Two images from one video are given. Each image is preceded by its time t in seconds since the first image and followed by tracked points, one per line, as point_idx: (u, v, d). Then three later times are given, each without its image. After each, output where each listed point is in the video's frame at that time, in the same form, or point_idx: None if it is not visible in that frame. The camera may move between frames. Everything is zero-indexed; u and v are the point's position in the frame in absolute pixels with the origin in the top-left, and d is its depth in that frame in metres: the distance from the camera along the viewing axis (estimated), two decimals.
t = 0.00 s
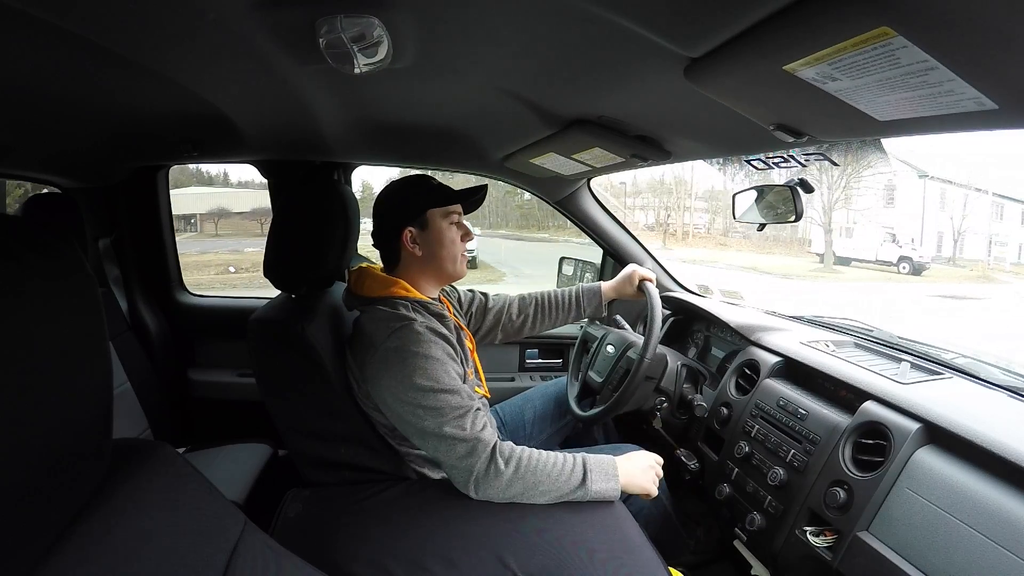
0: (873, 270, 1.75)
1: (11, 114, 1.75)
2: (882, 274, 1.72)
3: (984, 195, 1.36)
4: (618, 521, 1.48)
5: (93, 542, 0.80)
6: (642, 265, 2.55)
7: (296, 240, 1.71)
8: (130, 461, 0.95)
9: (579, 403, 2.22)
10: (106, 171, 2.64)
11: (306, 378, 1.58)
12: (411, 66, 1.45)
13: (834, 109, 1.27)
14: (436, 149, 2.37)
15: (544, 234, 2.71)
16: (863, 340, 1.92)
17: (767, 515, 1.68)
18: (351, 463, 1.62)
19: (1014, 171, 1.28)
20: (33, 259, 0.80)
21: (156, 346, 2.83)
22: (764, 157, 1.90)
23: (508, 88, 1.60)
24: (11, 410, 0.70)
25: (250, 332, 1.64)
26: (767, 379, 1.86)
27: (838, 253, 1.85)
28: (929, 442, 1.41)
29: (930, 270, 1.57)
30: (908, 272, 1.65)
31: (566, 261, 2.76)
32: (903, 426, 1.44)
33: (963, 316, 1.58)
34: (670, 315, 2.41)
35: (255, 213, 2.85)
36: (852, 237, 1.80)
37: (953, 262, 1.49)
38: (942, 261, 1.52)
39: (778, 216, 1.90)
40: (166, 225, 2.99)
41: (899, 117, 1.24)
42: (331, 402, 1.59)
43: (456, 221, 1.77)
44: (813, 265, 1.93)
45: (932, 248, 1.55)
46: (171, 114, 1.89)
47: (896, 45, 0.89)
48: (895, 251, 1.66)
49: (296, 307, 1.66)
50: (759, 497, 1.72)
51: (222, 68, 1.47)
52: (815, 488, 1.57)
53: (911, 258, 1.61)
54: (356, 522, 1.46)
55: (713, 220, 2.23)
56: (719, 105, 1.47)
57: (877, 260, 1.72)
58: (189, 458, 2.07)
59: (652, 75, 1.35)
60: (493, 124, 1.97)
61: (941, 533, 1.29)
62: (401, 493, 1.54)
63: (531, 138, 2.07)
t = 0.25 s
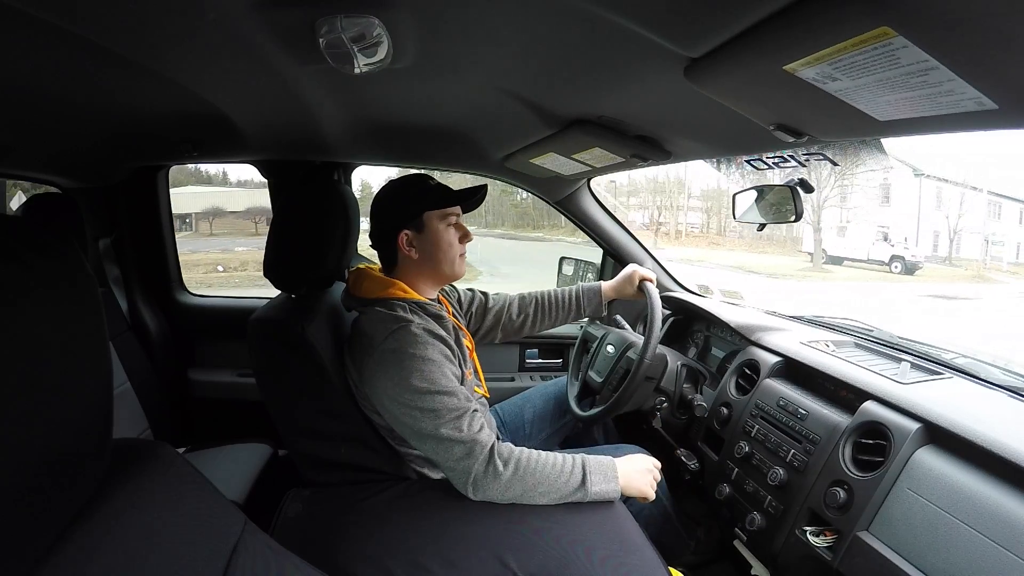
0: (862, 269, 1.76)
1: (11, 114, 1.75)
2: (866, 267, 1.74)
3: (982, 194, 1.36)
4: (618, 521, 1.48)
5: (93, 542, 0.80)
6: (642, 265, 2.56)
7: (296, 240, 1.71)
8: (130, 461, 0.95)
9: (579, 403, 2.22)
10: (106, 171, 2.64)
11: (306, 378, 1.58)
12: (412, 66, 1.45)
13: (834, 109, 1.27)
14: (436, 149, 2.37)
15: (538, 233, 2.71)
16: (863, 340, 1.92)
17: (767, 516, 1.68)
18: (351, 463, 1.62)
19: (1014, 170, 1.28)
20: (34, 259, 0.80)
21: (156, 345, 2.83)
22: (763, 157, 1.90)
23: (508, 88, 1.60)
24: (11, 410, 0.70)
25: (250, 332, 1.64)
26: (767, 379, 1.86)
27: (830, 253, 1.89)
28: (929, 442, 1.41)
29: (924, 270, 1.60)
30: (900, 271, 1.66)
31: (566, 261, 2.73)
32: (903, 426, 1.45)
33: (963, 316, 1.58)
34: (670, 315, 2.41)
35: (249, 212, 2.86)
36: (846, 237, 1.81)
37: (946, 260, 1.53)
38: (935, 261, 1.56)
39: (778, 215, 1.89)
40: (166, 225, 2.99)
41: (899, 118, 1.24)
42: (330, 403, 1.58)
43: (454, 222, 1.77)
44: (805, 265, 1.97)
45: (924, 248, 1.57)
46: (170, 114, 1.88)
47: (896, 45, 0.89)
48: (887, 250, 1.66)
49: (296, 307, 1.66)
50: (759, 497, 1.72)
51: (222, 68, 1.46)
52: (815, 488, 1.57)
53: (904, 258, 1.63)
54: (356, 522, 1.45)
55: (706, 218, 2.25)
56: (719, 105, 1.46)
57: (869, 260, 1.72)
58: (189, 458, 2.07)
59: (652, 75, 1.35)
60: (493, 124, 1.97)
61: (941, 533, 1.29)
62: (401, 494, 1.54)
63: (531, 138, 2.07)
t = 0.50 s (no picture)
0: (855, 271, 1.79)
1: (11, 114, 1.75)
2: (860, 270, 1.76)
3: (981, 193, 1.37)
4: (618, 522, 1.48)
5: (94, 542, 0.80)
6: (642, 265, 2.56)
7: (296, 240, 1.71)
8: (131, 461, 0.95)
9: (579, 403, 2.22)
10: (106, 171, 2.64)
11: (306, 378, 1.58)
12: (412, 66, 1.45)
13: (834, 109, 1.27)
14: (437, 149, 2.37)
15: (531, 234, 2.71)
16: (863, 340, 1.92)
17: (767, 515, 1.68)
18: (352, 463, 1.62)
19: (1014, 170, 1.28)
20: (34, 259, 0.80)
21: (156, 345, 2.83)
22: (763, 158, 1.90)
23: (508, 88, 1.60)
24: (11, 410, 0.70)
25: (250, 332, 1.64)
26: (767, 379, 1.86)
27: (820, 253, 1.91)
28: (929, 442, 1.41)
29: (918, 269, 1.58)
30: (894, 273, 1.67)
31: (566, 260, 2.74)
32: (903, 426, 1.44)
33: (964, 316, 1.58)
34: (670, 315, 2.41)
35: (244, 213, 2.84)
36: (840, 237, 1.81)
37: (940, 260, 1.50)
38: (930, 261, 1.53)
39: (777, 215, 1.91)
40: (166, 225, 2.99)
41: (899, 117, 1.24)
42: (330, 403, 1.58)
43: (454, 223, 1.77)
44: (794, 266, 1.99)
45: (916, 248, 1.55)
46: (171, 114, 1.89)
47: (896, 45, 0.89)
48: (878, 250, 1.68)
49: (296, 307, 1.66)
50: (759, 497, 1.72)
51: (223, 68, 1.47)
52: (815, 488, 1.57)
53: (894, 258, 1.63)
54: (356, 522, 1.45)
55: (702, 218, 2.24)
56: (719, 105, 1.47)
57: (858, 260, 1.76)
58: (190, 458, 2.07)
59: (652, 75, 1.35)
60: (493, 125, 1.97)
61: (941, 533, 1.29)
62: (402, 493, 1.54)
63: (531, 138, 2.07)
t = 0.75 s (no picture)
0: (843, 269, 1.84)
1: (11, 114, 1.75)
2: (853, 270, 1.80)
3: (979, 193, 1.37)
4: (618, 522, 1.48)
5: (94, 542, 0.81)
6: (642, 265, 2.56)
7: (296, 240, 1.71)
8: (131, 462, 0.95)
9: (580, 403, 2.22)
10: (106, 171, 2.64)
11: (306, 378, 1.58)
12: (412, 66, 1.45)
13: (834, 109, 1.27)
14: (437, 149, 2.37)
15: (525, 233, 2.70)
16: (863, 340, 1.92)
17: (767, 515, 1.68)
18: (352, 463, 1.62)
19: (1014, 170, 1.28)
20: (35, 260, 0.80)
21: (156, 345, 2.83)
22: (763, 158, 1.90)
23: (508, 88, 1.60)
24: (11, 410, 0.70)
25: (250, 332, 1.64)
26: (767, 379, 1.86)
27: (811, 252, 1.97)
28: (929, 442, 1.41)
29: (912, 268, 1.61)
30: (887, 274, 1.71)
31: (566, 261, 2.76)
32: (903, 426, 1.45)
33: (964, 316, 1.58)
34: (670, 315, 2.41)
35: (239, 213, 2.82)
36: (834, 237, 1.85)
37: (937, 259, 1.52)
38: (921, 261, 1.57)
39: (778, 215, 1.92)
40: (166, 225, 2.99)
41: (899, 117, 1.24)
42: (330, 403, 1.58)
43: (454, 225, 1.77)
44: (780, 265, 2.06)
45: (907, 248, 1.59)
46: (171, 114, 1.89)
47: (896, 45, 0.89)
48: (868, 250, 1.73)
49: (296, 307, 1.66)
50: (759, 497, 1.72)
51: (223, 68, 1.47)
52: (815, 488, 1.57)
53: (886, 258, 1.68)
54: (357, 522, 1.45)
55: (699, 217, 2.23)
56: (719, 105, 1.47)
57: (849, 260, 1.79)
58: (190, 458, 2.07)
59: (652, 75, 1.35)
60: (493, 124, 1.97)
61: (941, 533, 1.29)
62: (402, 493, 1.54)
63: (531, 138, 2.07)
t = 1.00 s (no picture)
0: (834, 269, 1.85)
1: (11, 114, 1.75)
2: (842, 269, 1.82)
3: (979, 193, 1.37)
4: (618, 522, 1.48)
5: (94, 542, 0.81)
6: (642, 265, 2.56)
7: (296, 240, 1.71)
8: (131, 461, 0.95)
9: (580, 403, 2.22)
10: (106, 171, 2.64)
11: (306, 378, 1.58)
12: (412, 66, 1.45)
13: (834, 109, 1.27)
14: (437, 149, 2.37)
15: (519, 233, 2.69)
16: (863, 340, 1.92)
17: (767, 515, 1.68)
18: (352, 463, 1.62)
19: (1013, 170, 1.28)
20: (35, 260, 0.80)
21: (156, 345, 2.83)
22: (763, 158, 1.90)
23: (509, 88, 1.60)
24: (11, 410, 0.70)
25: (250, 332, 1.64)
26: (767, 379, 1.86)
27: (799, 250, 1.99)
28: (929, 442, 1.41)
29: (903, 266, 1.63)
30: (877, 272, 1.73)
31: (566, 261, 2.76)
32: (903, 426, 1.44)
33: (964, 316, 1.58)
34: (670, 315, 2.41)
35: (233, 212, 2.82)
36: (824, 237, 1.88)
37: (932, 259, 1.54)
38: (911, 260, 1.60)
39: (778, 215, 1.92)
40: (166, 225, 2.99)
41: (899, 117, 1.24)
42: (330, 403, 1.58)
43: (456, 227, 1.77)
44: (768, 265, 2.11)
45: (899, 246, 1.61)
46: (171, 114, 1.89)
47: (896, 45, 0.89)
48: (858, 249, 1.75)
49: (295, 307, 1.66)
50: (759, 497, 1.72)
51: (223, 68, 1.46)
52: (815, 488, 1.57)
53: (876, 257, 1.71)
54: (357, 522, 1.45)
55: (694, 216, 2.26)
56: (719, 105, 1.47)
57: (839, 259, 1.81)
58: (190, 458, 2.07)
59: (652, 75, 1.35)
60: (493, 124, 1.97)
61: (941, 533, 1.29)
62: (402, 494, 1.54)
63: (532, 138, 2.07)
